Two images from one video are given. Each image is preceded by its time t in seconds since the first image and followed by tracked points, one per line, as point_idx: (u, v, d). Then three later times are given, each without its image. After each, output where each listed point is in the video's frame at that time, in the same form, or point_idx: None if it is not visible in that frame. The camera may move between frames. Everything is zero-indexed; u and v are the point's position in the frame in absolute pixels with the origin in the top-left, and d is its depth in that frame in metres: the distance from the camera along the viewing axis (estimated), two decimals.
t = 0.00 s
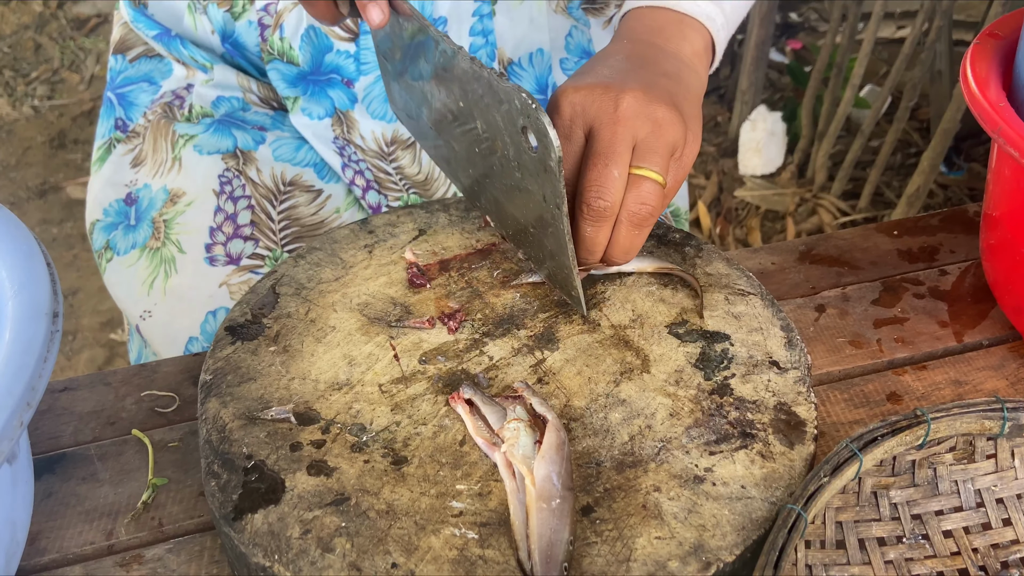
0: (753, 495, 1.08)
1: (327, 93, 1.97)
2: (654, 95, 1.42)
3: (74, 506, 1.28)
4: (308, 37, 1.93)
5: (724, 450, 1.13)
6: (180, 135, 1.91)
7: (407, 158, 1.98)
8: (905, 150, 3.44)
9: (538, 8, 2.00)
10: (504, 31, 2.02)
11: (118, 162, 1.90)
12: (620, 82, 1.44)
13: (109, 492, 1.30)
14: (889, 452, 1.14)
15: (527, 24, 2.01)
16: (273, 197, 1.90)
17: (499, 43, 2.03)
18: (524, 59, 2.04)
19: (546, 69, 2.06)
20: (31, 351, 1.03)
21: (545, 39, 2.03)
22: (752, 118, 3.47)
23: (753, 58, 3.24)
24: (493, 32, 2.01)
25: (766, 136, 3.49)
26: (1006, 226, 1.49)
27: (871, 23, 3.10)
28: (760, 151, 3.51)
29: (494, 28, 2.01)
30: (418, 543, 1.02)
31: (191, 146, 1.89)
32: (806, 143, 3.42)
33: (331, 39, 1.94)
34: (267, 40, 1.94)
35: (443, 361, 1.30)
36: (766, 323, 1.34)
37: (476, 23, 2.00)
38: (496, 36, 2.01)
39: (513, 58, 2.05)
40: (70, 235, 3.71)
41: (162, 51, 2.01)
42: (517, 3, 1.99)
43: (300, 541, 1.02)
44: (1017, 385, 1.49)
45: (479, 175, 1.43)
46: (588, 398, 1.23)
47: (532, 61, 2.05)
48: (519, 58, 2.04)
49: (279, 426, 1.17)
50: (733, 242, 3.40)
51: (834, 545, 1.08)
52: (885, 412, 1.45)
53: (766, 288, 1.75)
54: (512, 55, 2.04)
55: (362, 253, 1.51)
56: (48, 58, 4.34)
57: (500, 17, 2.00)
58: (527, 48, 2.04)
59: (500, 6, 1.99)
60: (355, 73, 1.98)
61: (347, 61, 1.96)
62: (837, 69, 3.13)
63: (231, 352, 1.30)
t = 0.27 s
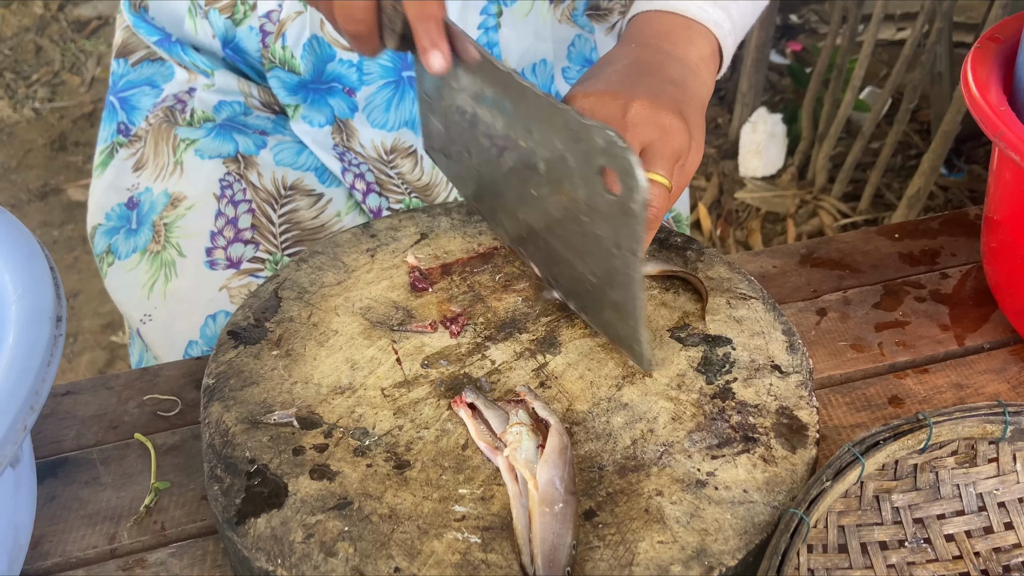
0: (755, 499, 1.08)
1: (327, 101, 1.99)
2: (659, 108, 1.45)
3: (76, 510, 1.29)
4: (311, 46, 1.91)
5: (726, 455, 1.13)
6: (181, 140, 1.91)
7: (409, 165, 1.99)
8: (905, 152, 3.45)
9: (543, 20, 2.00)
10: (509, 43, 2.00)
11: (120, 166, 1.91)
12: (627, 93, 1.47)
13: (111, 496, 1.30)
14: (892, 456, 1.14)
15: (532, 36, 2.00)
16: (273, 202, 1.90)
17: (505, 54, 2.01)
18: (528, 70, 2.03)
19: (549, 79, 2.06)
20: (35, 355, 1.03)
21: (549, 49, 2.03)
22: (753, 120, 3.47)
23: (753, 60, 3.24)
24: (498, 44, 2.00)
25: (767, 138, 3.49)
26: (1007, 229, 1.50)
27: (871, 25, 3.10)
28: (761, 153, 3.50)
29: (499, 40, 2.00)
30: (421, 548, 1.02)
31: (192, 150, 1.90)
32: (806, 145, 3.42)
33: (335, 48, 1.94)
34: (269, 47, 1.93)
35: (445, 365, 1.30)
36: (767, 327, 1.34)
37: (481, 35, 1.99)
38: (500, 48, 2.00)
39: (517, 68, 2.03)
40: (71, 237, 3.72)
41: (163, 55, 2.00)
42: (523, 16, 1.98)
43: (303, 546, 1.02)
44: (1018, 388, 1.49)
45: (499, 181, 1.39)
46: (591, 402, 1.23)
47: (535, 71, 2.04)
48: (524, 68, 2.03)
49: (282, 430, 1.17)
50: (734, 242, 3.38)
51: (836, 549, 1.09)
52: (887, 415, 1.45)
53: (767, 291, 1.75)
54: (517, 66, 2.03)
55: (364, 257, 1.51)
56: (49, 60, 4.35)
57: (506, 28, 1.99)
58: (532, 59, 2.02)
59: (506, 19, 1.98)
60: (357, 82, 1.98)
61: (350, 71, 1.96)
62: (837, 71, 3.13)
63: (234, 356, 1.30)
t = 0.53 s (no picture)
0: (751, 500, 1.08)
1: (331, 100, 1.99)
2: (661, 104, 1.48)
3: (74, 512, 1.29)
4: (314, 46, 1.91)
5: (721, 456, 1.14)
6: (182, 143, 1.90)
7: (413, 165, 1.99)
8: (904, 153, 3.46)
9: (544, 18, 1.99)
10: (509, 40, 2.00)
11: (119, 170, 1.91)
12: (631, 87, 1.50)
13: (109, 498, 1.31)
14: (886, 457, 1.14)
15: (533, 33, 2.00)
16: (276, 205, 1.90)
17: (505, 51, 2.01)
18: (528, 67, 2.03)
19: (550, 77, 2.05)
20: (32, 359, 1.03)
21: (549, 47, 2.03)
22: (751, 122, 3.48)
23: (752, 62, 3.25)
24: (498, 40, 2.00)
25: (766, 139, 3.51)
26: (1003, 231, 1.50)
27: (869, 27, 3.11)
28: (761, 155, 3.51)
29: (500, 36, 2.00)
30: (417, 550, 1.03)
31: (193, 154, 1.89)
32: (805, 147, 3.43)
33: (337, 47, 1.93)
34: (273, 47, 1.92)
35: (442, 367, 1.31)
36: (764, 329, 1.34)
37: (483, 32, 1.99)
38: (501, 44, 2.00)
39: (518, 66, 2.03)
40: (71, 239, 3.72)
41: (162, 58, 2.01)
42: (523, 12, 1.98)
43: (299, 548, 1.03)
44: (1015, 390, 1.49)
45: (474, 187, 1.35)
46: (587, 404, 1.24)
47: (536, 69, 2.04)
48: (524, 65, 2.03)
49: (279, 432, 1.18)
50: (733, 245, 3.40)
51: (831, 550, 1.09)
52: (883, 417, 1.46)
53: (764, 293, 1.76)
54: (517, 63, 2.02)
55: (362, 259, 1.52)
56: (49, 63, 4.36)
57: (506, 25, 1.99)
58: (532, 57, 2.03)
59: (506, 15, 1.98)
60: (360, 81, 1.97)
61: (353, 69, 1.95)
62: (835, 73, 3.14)
63: (231, 358, 1.30)
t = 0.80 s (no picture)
0: (746, 504, 1.08)
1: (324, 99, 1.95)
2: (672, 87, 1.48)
3: (72, 516, 1.29)
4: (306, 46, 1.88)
5: (717, 460, 1.14)
6: (175, 144, 1.91)
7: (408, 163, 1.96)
8: (903, 155, 3.47)
9: (533, 16, 2.00)
10: (498, 38, 2.02)
11: (116, 172, 1.92)
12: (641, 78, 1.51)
13: (107, 501, 1.31)
14: (881, 461, 1.14)
15: (522, 31, 2.01)
16: (267, 206, 1.89)
17: (494, 48, 2.03)
18: (519, 66, 2.04)
19: (543, 76, 2.05)
20: (30, 363, 1.04)
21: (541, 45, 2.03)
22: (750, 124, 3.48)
23: (751, 64, 3.26)
24: (487, 38, 2.02)
25: (765, 141, 3.49)
26: (998, 235, 1.51)
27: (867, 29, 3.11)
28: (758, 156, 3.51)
29: (488, 34, 2.02)
30: (413, 554, 1.03)
31: (186, 154, 1.90)
32: (803, 149, 3.43)
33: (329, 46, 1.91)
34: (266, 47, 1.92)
35: (439, 371, 1.31)
36: (759, 332, 1.35)
37: (470, 29, 2.01)
38: (489, 42, 2.02)
39: (508, 64, 2.05)
40: (71, 242, 3.73)
41: (160, 59, 2.01)
42: (512, 10, 1.99)
43: (296, 552, 1.03)
44: (1010, 393, 1.50)
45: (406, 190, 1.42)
46: (583, 408, 1.24)
47: (528, 68, 2.04)
48: (515, 64, 2.04)
49: (275, 437, 1.18)
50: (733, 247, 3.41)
51: (826, 553, 1.09)
52: (878, 420, 1.46)
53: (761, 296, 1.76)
54: (508, 62, 2.04)
55: (359, 263, 1.52)
56: (49, 66, 4.36)
57: (495, 22, 2.00)
58: (523, 55, 2.04)
59: (495, 12, 1.99)
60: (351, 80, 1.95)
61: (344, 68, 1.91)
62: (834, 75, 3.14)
63: (228, 362, 1.30)
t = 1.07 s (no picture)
0: (742, 507, 1.09)
1: (325, 104, 2.00)
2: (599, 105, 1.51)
3: (70, 519, 1.29)
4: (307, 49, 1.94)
5: (713, 462, 1.14)
6: (177, 148, 1.91)
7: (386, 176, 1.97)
8: (902, 157, 3.47)
9: (531, 13, 2.02)
10: (496, 37, 2.03)
11: (116, 175, 1.92)
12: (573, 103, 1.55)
13: (105, 505, 1.31)
14: (878, 463, 1.15)
15: (520, 29, 2.03)
16: (268, 210, 1.92)
17: (492, 47, 2.04)
18: (518, 64, 2.06)
19: (543, 74, 2.06)
20: (27, 367, 1.04)
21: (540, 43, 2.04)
22: (749, 125, 3.42)
23: (750, 66, 3.26)
24: (485, 36, 2.02)
25: (764, 143, 3.42)
26: (995, 236, 1.51)
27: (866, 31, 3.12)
28: (758, 158, 3.46)
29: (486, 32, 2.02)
30: (410, 556, 1.03)
31: (187, 159, 1.89)
32: (802, 150, 3.44)
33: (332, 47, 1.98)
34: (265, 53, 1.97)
35: (436, 374, 1.31)
36: (756, 335, 1.35)
37: (468, 28, 2.01)
38: (487, 40, 2.02)
39: (507, 63, 2.06)
40: (70, 244, 3.73)
41: (159, 67, 2.03)
42: (509, 8, 2.01)
43: (293, 555, 1.03)
44: (1008, 395, 1.50)
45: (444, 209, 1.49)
46: (580, 411, 1.24)
47: (527, 66, 2.06)
48: (514, 63, 2.06)
49: (273, 440, 1.18)
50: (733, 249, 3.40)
51: (823, 556, 1.09)
52: (876, 422, 1.46)
53: (758, 298, 1.76)
54: (506, 61, 2.05)
55: (357, 265, 1.52)
56: (49, 68, 4.37)
57: (493, 21, 2.02)
58: (521, 54, 2.05)
59: (492, 11, 2.01)
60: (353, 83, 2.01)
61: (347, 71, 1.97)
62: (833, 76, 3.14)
63: (226, 365, 1.31)
